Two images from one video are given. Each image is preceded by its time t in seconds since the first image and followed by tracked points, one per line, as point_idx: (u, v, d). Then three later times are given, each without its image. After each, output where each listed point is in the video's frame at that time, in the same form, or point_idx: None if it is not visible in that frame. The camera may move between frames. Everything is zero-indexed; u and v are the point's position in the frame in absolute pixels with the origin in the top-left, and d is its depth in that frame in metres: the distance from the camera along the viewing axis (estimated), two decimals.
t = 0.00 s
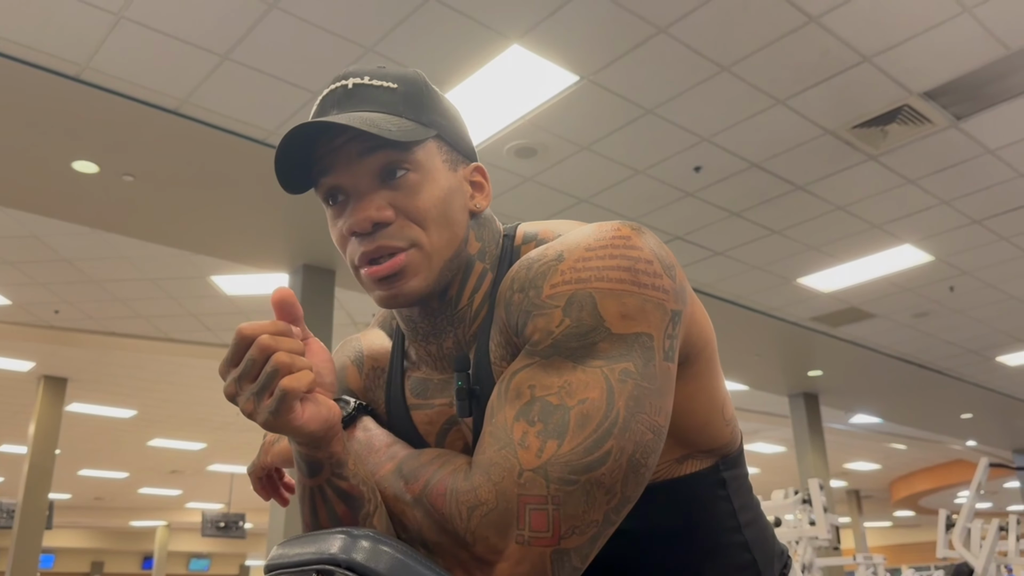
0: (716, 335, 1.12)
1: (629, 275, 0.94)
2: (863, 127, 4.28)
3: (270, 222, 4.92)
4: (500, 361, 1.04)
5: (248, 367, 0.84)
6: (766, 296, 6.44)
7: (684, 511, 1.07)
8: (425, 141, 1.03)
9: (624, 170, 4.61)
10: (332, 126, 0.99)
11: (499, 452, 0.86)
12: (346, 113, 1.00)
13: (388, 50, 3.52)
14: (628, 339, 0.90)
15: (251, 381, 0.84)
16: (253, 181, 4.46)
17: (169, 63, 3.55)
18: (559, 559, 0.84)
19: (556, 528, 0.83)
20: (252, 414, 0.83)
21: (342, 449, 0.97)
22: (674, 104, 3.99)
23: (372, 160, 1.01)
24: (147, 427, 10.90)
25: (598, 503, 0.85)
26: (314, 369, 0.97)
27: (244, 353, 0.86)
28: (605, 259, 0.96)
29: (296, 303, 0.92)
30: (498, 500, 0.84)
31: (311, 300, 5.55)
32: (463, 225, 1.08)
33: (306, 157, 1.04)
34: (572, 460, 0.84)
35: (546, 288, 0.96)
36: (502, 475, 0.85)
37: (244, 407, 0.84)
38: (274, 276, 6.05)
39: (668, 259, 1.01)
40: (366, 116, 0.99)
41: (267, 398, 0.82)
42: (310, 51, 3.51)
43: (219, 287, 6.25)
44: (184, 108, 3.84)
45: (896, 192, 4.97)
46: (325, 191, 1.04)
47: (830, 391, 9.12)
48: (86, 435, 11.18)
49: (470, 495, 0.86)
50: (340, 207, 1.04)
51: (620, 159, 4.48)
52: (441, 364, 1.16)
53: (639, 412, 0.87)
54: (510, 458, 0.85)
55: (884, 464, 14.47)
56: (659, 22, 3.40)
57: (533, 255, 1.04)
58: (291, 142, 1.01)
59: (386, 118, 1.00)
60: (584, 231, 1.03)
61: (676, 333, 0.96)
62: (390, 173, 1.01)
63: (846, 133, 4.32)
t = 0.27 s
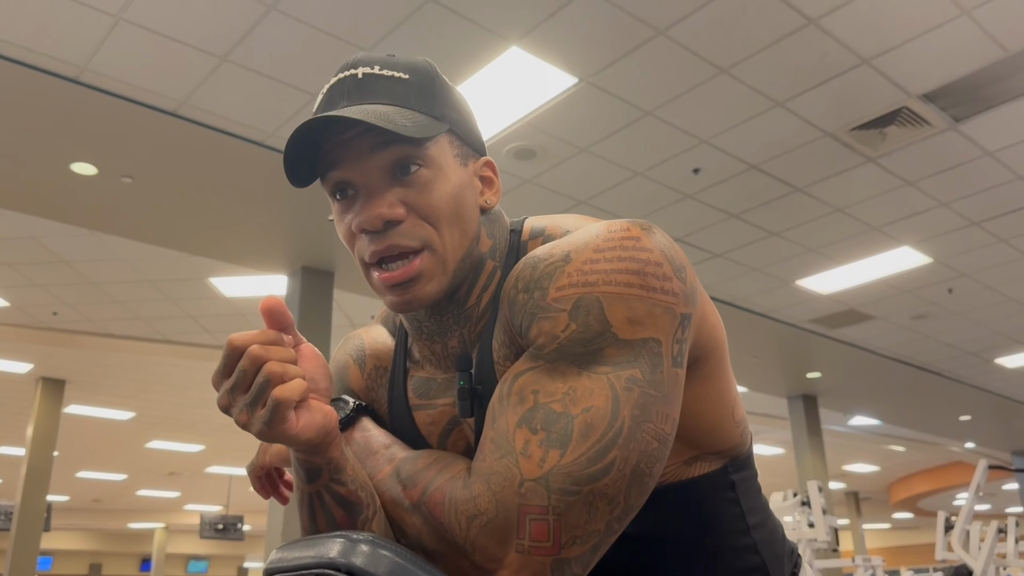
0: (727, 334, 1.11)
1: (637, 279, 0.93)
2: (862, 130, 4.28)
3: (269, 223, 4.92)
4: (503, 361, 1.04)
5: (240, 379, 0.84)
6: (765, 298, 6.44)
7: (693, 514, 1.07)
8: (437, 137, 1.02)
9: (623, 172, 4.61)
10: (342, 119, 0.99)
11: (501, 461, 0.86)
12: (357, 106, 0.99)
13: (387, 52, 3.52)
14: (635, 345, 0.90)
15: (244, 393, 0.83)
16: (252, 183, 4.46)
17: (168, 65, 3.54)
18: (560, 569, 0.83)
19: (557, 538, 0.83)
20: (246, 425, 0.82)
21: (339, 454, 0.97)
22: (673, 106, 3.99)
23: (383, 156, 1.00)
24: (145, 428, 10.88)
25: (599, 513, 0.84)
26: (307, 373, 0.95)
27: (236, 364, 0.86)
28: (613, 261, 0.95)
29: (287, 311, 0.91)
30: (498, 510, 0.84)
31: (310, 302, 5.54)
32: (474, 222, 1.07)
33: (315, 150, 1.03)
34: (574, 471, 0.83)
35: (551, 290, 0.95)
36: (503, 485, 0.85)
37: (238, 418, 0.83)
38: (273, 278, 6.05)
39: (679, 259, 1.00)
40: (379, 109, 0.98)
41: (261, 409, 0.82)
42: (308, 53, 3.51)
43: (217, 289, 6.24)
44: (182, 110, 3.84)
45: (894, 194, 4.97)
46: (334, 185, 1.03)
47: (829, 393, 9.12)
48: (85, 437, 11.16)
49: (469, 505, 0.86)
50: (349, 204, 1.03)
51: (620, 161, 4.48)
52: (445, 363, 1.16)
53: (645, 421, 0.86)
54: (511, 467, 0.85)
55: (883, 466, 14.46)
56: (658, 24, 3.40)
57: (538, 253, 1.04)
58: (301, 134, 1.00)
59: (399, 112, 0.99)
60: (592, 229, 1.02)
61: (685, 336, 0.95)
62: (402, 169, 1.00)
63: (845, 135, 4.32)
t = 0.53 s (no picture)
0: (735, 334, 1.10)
1: (637, 281, 0.92)
2: (860, 132, 4.28)
3: (267, 225, 4.91)
4: (502, 363, 1.04)
5: (230, 388, 0.83)
6: (764, 300, 6.43)
7: (701, 517, 1.06)
8: (436, 137, 1.02)
9: (622, 174, 4.61)
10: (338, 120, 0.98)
11: (497, 467, 0.85)
12: (353, 107, 0.99)
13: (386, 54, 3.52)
14: (634, 349, 0.89)
15: (234, 402, 0.83)
16: (250, 185, 4.45)
17: (166, 67, 3.54)
18: None
19: (552, 546, 0.82)
20: (237, 434, 0.81)
21: (336, 458, 0.97)
22: (672, 108, 3.99)
23: (379, 157, 0.99)
24: (143, 431, 10.86)
25: (596, 522, 0.83)
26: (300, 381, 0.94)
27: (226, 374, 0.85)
28: (612, 263, 0.94)
29: (277, 319, 0.90)
30: (492, 518, 0.84)
31: (308, 304, 5.53)
32: (472, 224, 1.06)
33: (312, 151, 1.02)
34: (570, 480, 0.82)
35: (549, 293, 0.94)
36: (498, 492, 0.84)
37: (229, 427, 0.83)
38: (271, 280, 6.04)
39: (683, 259, 0.98)
40: (374, 110, 0.97)
41: (252, 418, 0.81)
42: (307, 55, 3.51)
43: (216, 291, 6.23)
44: (181, 112, 3.83)
45: (893, 197, 4.97)
46: (330, 188, 1.03)
47: (828, 396, 9.11)
48: (82, 439, 11.13)
49: (464, 513, 0.86)
50: (345, 206, 1.02)
51: (619, 163, 4.47)
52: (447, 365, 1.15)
53: (644, 428, 0.85)
54: (507, 474, 0.84)
55: (882, 468, 14.46)
56: (657, 26, 3.40)
57: (537, 253, 1.03)
58: (298, 136, 1.00)
59: (394, 114, 0.98)
60: (593, 230, 1.01)
61: (689, 339, 0.94)
62: (399, 170, 1.00)
63: (844, 138, 4.32)
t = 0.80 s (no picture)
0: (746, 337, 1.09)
1: (642, 285, 0.91)
2: (860, 135, 4.28)
3: (266, 228, 4.90)
4: (508, 366, 1.03)
5: (229, 392, 0.83)
6: (763, 303, 6.43)
7: (713, 522, 1.05)
8: (443, 140, 1.01)
9: (622, 177, 4.61)
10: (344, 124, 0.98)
11: (497, 473, 0.85)
12: (362, 109, 0.98)
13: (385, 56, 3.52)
14: (638, 356, 0.88)
15: (234, 405, 0.82)
16: (250, 188, 4.45)
17: (165, 69, 3.53)
18: None
19: (552, 554, 0.81)
20: (237, 437, 0.81)
21: (337, 462, 0.97)
22: (672, 110, 3.99)
23: (387, 162, 0.99)
24: (142, 433, 10.85)
25: (596, 530, 0.83)
26: (300, 382, 0.93)
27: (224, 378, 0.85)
28: (616, 267, 0.93)
29: (274, 321, 0.90)
30: (491, 525, 0.83)
31: (307, 306, 5.53)
32: (482, 227, 1.06)
33: (318, 155, 1.02)
34: (570, 487, 0.82)
35: (552, 297, 0.94)
36: (496, 499, 0.84)
37: (230, 431, 0.82)
38: (270, 282, 6.03)
39: (691, 262, 0.97)
40: (382, 114, 0.97)
41: (251, 421, 0.81)
42: (307, 57, 3.50)
43: (215, 294, 6.23)
44: (180, 115, 3.83)
45: (892, 199, 4.97)
46: (337, 192, 1.02)
47: (827, 398, 9.11)
48: (81, 442, 11.12)
49: (462, 518, 0.86)
50: (353, 210, 1.02)
51: (619, 166, 4.47)
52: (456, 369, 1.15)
53: (646, 435, 0.85)
54: (507, 480, 0.84)
55: (881, 471, 14.45)
56: (656, 29, 3.40)
57: (541, 256, 1.02)
58: (304, 141, 0.99)
59: (402, 118, 0.98)
60: (598, 233, 1.00)
61: (696, 344, 0.93)
62: (408, 175, 0.99)
63: (844, 141, 4.32)
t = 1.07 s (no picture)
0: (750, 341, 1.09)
1: (646, 286, 0.90)
2: (860, 137, 4.28)
3: (265, 230, 4.90)
4: (508, 365, 1.03)
5: (226, 393, 0.82)
6: (763, 305, 6.42)
7: (720, 530, 1.04)
8: (447, 131, 1.00)
9: (622, 179, 4.60)
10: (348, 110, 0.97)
11: (496, 477, 0.84)
12: (365, 97, 0.98)
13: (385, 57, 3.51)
14: (641, 358, 0.87)
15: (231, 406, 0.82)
16: (249, 189, 4.44)
17: (165, 70, 3.53)
18: None
19: (551, 558, 0.80)
20: (233, 440, 0.80)
21: (335, 464, 0.96)
22: (672, 112, 3.99)
23: (389, 150, 0.98)
24: (141, 436, 10.83)
25: (597, 536, 0.82)
26: (297, 383, 0.92)
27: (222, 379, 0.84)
28: (619, 268, 0.92)
29: (273, 323, 0.89)
30: (490, 530, 0.83)
31: (307, 308, 5.52)
32: (483, 221, 1.05)
33: (321, 140, 1.02)
34: (570, 491, 0.81)
35: (554, 297, 0.93)
36: (496, 503, 0.83)
37: (226, 431, 0.82)
38: (270, 284, 6.02)
39: (695, 263, 0.96)
40: (385, 101, 0.96)
41: (247, 423, 0.80)
42: (306, 59, 3.50)
43: (214, 296, 6.21)
44: (180, 116, 3.82)
45: (892, 202, 4.97)
46: (338, 179, 1.02)
47: (827, 401, 9.10)
48: (80, 444, 11.10)
49: (462, 523, 0.85)
50: (353, 198, 1.02)
51: (619, 168, 4.47)
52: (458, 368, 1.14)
53: (648, 440, 0.84)
54: (506, 484, 0.83)
55: (881, 474, 14.44)
56: (656, 31, 3.39)
57: (542, 255, 1.01)
58: (307, 124, 0.99)
59: (406, 106, 0.97)
60: (601, 233, 0.99)
61: (700, 347, 0.92)
62: (409, 164, 0.99)
63: (844, 143, 4.31)
